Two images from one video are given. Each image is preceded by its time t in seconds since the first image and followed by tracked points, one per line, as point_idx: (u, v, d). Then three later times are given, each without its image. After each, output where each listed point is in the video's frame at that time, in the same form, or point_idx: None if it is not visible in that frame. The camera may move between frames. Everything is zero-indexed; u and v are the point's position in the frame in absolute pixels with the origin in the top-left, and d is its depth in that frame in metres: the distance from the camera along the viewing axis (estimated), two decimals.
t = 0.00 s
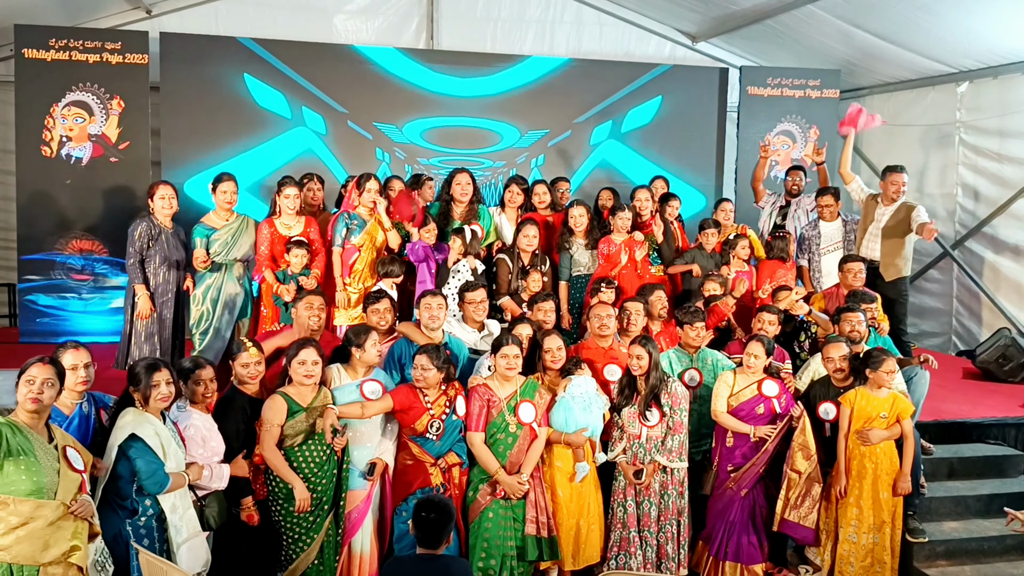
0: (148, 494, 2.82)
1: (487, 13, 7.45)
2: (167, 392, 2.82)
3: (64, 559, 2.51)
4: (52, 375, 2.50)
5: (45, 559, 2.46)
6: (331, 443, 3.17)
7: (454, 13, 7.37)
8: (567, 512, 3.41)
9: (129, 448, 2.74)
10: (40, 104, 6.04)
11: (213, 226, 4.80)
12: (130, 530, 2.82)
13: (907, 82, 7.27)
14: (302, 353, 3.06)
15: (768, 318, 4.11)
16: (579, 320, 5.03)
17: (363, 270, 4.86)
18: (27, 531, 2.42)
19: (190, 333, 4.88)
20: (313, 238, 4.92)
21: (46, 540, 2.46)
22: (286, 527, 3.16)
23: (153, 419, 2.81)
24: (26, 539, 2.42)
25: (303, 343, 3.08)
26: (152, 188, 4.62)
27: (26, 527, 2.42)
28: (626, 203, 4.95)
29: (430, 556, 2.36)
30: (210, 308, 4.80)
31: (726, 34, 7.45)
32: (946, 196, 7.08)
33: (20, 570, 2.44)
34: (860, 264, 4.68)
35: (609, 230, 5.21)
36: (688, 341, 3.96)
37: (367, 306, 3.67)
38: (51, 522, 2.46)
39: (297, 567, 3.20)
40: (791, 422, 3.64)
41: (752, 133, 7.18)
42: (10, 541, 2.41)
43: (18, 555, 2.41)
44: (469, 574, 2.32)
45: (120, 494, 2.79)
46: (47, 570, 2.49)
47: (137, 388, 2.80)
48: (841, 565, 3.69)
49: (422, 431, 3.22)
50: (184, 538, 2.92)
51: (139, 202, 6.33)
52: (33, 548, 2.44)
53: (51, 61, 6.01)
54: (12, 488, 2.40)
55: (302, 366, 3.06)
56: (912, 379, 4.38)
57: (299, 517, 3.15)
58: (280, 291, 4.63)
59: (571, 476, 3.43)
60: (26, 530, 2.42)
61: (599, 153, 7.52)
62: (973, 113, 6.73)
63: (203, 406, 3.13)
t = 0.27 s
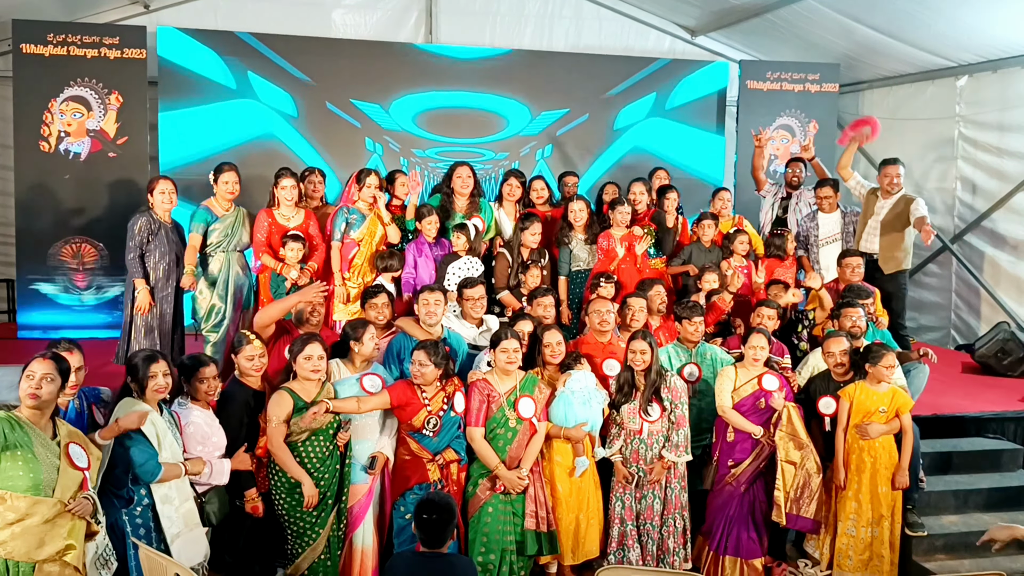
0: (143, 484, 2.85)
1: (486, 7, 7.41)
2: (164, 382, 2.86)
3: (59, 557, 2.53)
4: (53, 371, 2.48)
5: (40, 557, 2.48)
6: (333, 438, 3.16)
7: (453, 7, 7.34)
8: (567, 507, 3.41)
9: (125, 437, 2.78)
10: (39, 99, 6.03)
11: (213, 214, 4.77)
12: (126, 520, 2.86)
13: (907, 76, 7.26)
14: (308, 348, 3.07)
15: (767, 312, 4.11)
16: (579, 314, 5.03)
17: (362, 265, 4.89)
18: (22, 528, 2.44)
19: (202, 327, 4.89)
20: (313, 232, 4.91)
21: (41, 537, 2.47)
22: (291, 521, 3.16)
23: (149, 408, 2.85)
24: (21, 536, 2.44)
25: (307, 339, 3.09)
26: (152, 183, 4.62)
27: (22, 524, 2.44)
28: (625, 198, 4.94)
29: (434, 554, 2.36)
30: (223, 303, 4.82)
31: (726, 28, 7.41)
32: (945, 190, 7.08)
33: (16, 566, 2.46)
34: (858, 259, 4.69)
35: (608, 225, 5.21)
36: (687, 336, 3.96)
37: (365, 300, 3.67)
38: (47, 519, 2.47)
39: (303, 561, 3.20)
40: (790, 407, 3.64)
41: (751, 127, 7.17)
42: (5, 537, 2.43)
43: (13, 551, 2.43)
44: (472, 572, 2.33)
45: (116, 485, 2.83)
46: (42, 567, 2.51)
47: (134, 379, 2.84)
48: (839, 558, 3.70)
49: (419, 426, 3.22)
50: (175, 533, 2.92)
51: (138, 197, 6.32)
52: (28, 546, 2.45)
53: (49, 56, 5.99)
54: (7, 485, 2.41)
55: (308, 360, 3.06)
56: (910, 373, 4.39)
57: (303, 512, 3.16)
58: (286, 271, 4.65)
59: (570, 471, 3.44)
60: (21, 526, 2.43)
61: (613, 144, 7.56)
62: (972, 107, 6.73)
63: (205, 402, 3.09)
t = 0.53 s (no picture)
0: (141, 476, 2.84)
1: None
2: (162, 373, 2.86)
3: (57, 552, 2.54)
4: (53, 365, 2.48)
5: (37, 552, 2.49)
6: (336, 433, 3.18)
7: None
8: (567, 500, 3.43)
9: (121, 429, 2.77)
10: (38, 93, 6.01)
11: (215, 209, 4.77)
12: (123, 512, 2.86)
13: (906, 69, 7.24)
14: (312, 345, 3.07)
15: (767, 305, 4.12)
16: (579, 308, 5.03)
17: (361, 259, 4.89)
18: (20, 523, 2.45)
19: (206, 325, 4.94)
20: (316, 229, 4.88)
21: (38, 532, 2.48)
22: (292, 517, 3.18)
23: (145, 400, 2.84)
24: (19, 530, 2.45)
25: (313, 335, 3.10)
26: (153, 176, 4.62)
27: (19, 518, 2.45)
28: (625, 191, 4.94)
29: (435, 557, 2.42)
30: (232, 302, 4.89)
31: (726, 20, 7.37)
32: (945, 183, 7.07)
33: (14, 560, 2.48)
34: (858, 252, 4.70)
35: (608, 218, 5.20)
36: (687, 330, 3.96)
37: (365, 294, 3.67)
38: (45, 514, 2.48)
39: (304, 556, 3.21)
40: (786, 424, 3.60)
41: (751, 120, 7.16)
42: (3, 530, 2.44)
43: (11, 545, 2.45)
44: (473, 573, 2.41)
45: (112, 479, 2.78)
46: (41, 562, 2.52)
47: (132, 369, 2.82)
48: (839, 551, 3.72)
49: (417, 422, 3.20)
50: (174, 521, 2.94)
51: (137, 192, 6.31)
52: (25, 542, 2.47)
53: (48, 50, 5.98)
54: (5, 478, 2.42)
55: (313, 356, 3.06)
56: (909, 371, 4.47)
57: (305, 506, 3.17)
58: (283, 269, 4.64)
59: (571, 464, 3.45)
60: (19, 521, 2.45)
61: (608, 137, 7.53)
62: (972, 100, 6.72)
63: (208, 395, 3.08)
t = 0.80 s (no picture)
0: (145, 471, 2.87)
1: None
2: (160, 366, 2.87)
3: (55, 545, 2.55)
4: (50, 357, 2.48)
5: (36, 544, 2.50)
6: (337, 423, 3.18)
7: None
8: (567, 492, 3.44)
9: (120, 423, 2.79)
10: (36, 85, 5.99)
11: (211, 208, 4.76)
12: (129, 503, 2.90)
13: (906, 61, 7.24)
14: (315, 335, 3.07)
15: (765, 297, 4.12)
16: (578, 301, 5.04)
17: (359, 253, 4.88)
18: (18, 515, 2.46)
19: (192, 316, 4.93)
20: (313, 220, 4.86)
21: (36, 525, 2.49)
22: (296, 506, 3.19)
23: (144, 394, 2.85)
24: (17, 523, 2.46)
25: (314, 326, 3.09)
26: (153, 169, 4.61)
27: (16, 511, 2.46)
28: (624, 183, 4.94)
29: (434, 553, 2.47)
30: (216, 293, 4.88)
31: (726, 13, 7.32)
32: (944, 176, 7.07)
33: (12, 553, 2.48)
34: (857, 246, 4.70)
35: (607, 211, 5.20)
36: (685, 322, 3.97)
37: (363, 286, 3.68)
38: (42, 507, 2.49)
39: (308, 545, 3.23)
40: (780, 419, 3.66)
41: (750, 113, 7.16)
42: (1, 524, 2.45)
43: (9, 538, 2.46)
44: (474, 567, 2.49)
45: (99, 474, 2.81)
46: (39, 554, 2.53)
47: (128, 363, 2.83)
48: (837, 543, 3.74)
49: (417, 416, 3.21)
50: (180, 509, 3.01)
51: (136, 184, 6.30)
52: (24, 534, 2.48)
53: (46, 42, 5.96)
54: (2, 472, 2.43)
55: (316, 346, 3.07)
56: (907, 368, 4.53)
57: (309, 496, 3.19)
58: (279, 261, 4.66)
59: (571, 456, 3.46)
60: (17, 514, 2.46)
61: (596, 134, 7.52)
62: (970, 93, 6.73)
63: (209, 386, 3.07)
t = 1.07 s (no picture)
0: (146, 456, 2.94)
1: None
2: (160, 360, 2.86)
3: (55, 538, 2.56)
4: (47, 351, 2.49)
5: (35, 538, 2.51)
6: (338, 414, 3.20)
7: None
8: (566, 485, 3.45)
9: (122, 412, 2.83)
10: (35, 78, 5.98)
11: (212, 193, 4.77)
12: (131, 493, 2.94)
13: (907, 55, 7.22)
14: (315, 326, 3.07)
15: (764, 291, 4.12)
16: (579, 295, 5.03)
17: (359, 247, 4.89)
18: (17, 509, 2.47)
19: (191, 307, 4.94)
20: (311, 213, 4.86)
21: (36, 519, 2.50)
22: (297, 499, 3.21)
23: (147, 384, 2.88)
24: (16, 517, 2.47)
25: (314, 317, 3.09)
26: (153, 163, 4.61)
27: (15, 505, 2.47)
28: (624, 177, 4.93)
29: (432, 543, 2.47)
30: (212, 282, 4.88)
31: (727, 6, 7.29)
32: (943, 171, 7.07)
33: (11, 546, 2.49)
34: (858, 240, 4.70)
35: (607, 205, 5.20)
36: (684, 316, 3.98)
37: (362, 280, 3.68)
38: (41, 501, 2.50)
39: (309, 537, 3.23)
40: (776, 416, 3.69)
41: (750, 106, 7.13)
42: (2, 517, 2.47)
43: (9, 532, 2.47)
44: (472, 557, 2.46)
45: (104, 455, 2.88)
46: (39, 548, 2.53)
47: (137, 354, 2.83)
48: (835, 537, 3.74)
49: (419, 410, 3.22)
50: (181, 504, 3.01)
51: (136, 177, 6.29)
52: (23, 528, 2.49)
53: (46, 35, 5.95)
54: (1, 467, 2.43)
55: (316, 338, 3.07)
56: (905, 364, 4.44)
57: (312, 486, 3.21)
58: (275, 260, 4.60)
59: (570, 450, 3.47)
60: (16, 508, 2.47)
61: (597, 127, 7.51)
62: (971, 87, 6.72)
63: (208, 382, 3.08)
